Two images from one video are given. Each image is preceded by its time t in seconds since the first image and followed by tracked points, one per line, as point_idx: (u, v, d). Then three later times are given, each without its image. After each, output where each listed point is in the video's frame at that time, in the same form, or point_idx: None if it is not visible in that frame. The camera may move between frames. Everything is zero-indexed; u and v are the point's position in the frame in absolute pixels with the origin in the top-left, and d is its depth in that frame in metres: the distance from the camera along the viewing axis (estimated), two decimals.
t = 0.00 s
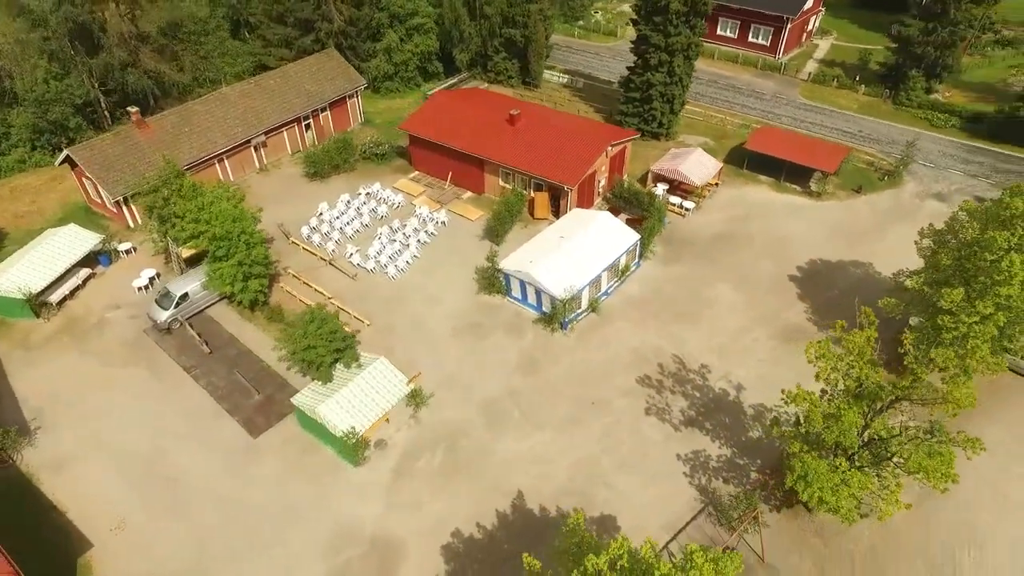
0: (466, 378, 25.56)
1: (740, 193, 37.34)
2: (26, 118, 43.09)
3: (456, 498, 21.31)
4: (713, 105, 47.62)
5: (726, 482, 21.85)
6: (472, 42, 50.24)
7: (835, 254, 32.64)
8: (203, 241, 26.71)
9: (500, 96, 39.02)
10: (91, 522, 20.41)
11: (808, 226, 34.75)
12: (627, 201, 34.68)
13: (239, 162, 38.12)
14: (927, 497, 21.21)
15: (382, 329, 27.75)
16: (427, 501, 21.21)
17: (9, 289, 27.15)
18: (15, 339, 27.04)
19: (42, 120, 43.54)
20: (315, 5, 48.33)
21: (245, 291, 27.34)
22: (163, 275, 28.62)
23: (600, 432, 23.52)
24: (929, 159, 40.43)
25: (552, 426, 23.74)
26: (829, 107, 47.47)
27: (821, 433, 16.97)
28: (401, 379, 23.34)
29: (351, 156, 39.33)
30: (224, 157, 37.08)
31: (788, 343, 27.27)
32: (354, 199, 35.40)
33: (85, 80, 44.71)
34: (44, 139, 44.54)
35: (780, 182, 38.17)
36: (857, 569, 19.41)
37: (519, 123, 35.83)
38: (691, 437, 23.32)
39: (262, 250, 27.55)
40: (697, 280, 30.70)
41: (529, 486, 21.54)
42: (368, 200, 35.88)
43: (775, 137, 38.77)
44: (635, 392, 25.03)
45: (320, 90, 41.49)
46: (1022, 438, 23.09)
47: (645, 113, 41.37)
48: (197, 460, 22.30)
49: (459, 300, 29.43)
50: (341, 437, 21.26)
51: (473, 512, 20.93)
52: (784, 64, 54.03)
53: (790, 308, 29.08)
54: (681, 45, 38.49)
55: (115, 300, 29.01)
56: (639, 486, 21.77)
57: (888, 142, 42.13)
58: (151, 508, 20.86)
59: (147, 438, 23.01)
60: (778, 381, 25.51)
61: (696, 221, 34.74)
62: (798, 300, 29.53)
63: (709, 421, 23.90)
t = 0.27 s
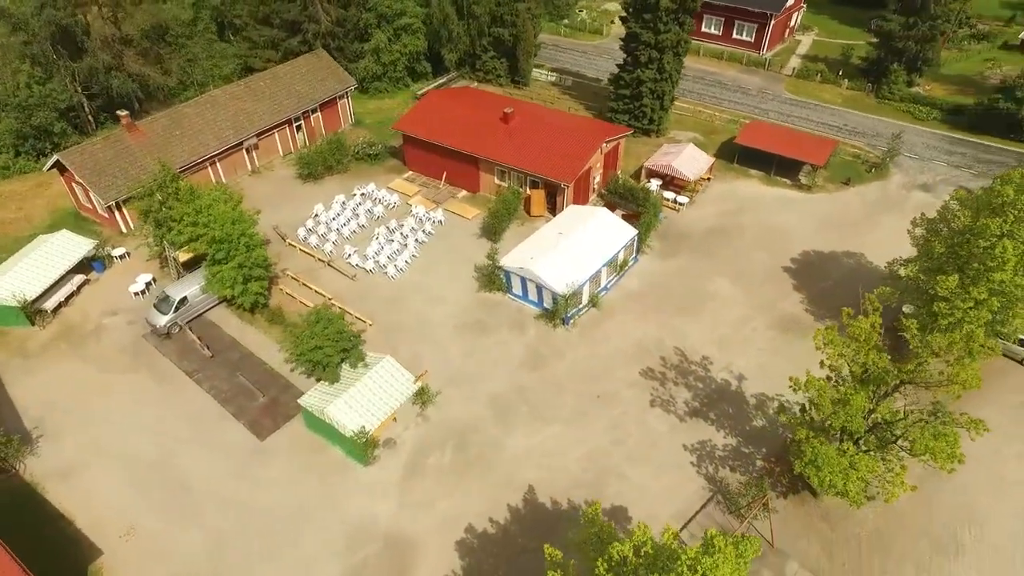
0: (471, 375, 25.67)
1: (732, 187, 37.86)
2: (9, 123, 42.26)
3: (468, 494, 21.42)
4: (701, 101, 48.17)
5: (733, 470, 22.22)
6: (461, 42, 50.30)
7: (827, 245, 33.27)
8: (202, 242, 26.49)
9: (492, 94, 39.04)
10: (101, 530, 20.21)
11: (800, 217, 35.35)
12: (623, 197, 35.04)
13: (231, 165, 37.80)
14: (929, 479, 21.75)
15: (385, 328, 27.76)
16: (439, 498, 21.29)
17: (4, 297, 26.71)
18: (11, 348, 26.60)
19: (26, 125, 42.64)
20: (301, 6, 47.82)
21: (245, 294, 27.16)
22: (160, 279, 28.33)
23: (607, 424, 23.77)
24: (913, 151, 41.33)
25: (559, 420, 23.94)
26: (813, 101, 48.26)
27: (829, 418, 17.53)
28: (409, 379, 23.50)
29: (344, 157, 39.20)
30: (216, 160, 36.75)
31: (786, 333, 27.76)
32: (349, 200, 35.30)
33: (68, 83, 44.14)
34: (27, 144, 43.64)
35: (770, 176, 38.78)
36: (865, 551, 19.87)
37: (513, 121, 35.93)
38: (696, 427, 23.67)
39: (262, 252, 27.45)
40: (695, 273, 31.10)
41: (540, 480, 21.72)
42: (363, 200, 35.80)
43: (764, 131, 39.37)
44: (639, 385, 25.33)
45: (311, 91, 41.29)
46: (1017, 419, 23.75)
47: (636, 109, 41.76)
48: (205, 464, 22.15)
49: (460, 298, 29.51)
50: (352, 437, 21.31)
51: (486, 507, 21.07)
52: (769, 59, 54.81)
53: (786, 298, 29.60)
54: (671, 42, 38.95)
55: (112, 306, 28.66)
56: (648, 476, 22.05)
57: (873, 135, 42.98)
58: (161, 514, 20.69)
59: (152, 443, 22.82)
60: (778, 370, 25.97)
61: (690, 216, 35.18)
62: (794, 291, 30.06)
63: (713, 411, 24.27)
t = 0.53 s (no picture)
0: (477, 372, 25.79)
1: (722, 181, 38.44)
2: None
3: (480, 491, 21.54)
4: (686, 98, 48.80)
5: (739, 457, 22.64)
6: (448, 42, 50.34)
7: (818, 235, 33.97)
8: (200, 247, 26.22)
9: (483, 94, 39.19)
10: (112, 539, 19.98)
11: (789, 210, 36.04)
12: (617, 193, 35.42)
13: (221, 169, 37.43)
14: (928, 461, 22.37)
15: (387, 329, 27.76)
16: (452, 495, 21.38)
17: None
18: (5, 359, 26.10)
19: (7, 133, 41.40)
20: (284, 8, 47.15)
21: (245, 297, 27.03)
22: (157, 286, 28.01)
23: (613, 417, 24.05)
24: (895, 143, 42.33)
25: (566, 414, 24.17)
26: (796, 96, 49.16)
27: (837, 402, 18.15)
28: (416, 377, 23.53)
29: (335, 159, 39.04)
30: (206, 165, 36.36)
31: (783, 323, 28.32)
32: (344, 202, 35.16)
33: (48, 90, 43.26)
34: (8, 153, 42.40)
35: (758, 169, 39.47)
36: (871, 532, 20.37)
37: (506, 120, 36.10)
38: (701, 417, 24.06)
39: (261, 257, 27.49)
40: (691, 267, 31.57)
41: (551, 474, 21.91)
42: (357, 202, 35.69)
43: (751, 125, 40.04)
44: (643, 377, 25.66)
45: (300, 94, 41.06)
46: (1008, 400, 24.52)
47: (625, 106, 42.19)
48: (214, 470, 21.98)
49: (461, 297, 29.59)
50: (363, 437, 21.30)
51: (499, 503, 21.21)
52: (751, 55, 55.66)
53: (781, 289, 30.18)
54: (658, 39, 39.41)
55: (107, 314, 28.25)
56: (657, 467, 22.37)
57: (855, 128, 43.93)
58: (172, 521, 20.51)
59: (158, 451, 22.58)
60: (778, 359, 26.49)
61: (683, 210, 35.66)
62: (788, 281, 30.66)
63: (717, 400, 24.69)
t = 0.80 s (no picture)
0: (485, 370, 25.94)
1: (715, 176, 38.99)
2: None
3: (496, 486, 21.70)
4: (675, 95, 49.35)
5: (747, 446, 23.08)
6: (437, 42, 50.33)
7: (811, 227, 34.63)
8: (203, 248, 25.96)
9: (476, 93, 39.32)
10: (127, 547, 19.81)
11: (782, 203, 36.69)
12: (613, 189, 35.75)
13: (215, 173, 37.12)
14: (930, 444, 23.00)
15: (393, 329, 27.79)
16: (468, 492, 21.52)
17: None
18: (5, 370, 25.68)
19: None
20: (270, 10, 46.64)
21: (248, 301, 26.90)
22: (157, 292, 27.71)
23: (623, 410, 24.36)
24: (880, 136, 43.25)
25: (576, 409, 24.42)
26: (782, 91, 49.97)
27: (846, 388, 18.64)
28: (427, 376, 23.63)
29: (330, 161, 38.89)
30: (200, 169, 36.03)
31: (783, 314, 28.87)
32: (341, 203, 35.03)
33: (31, 96, 42.31)
34: None
35: (750, 164, 40.09)
36: (879, 514, 20.91)
37: (501, 119, 36.25)
38: (708, 408, 24.46)
39: (263, 259, 27.43)
40: (690, 261, 32.01)
41: (565, 468, 22.15)
42: (355, 204, 35.58)
43: (741, 121, 40.61)
44: (649, 370, 26.01)
45: (292, 96, 40.84)
46: (1003, 383, 25.26)
47: (617, 104, 42.57)
48: (227, 474, 21.87)
49: (464, 296, 29.70)
50: (377, 437, 21.35)
51: (515, 498, 21.39)
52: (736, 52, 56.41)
53: (779, 280, 30.75)
54: (649, 37, 39.83)
55: (107, 321, 27.91)
56: (668, 458, 22.71)
57: (842, 122, 44.79)
58: (188, 527, 20.39)
59: (169, 457, 22.43)
60: (779, 349, 27.01)
61: (679, 205, 36.12)
62: (785, 273, 31.24)
63: (723, 391, 25.10)
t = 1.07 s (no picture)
0: (495, 367, 26.06)
1: (715, 173, 39.33)
2: None
3: (511, 482, 21.84)
4: (672, 93, 49.67)
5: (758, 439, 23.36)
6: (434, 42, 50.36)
7: (811, 223, 35.04)
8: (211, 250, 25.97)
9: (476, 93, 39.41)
10: (145, 549, 19.76)
11: (782, 199, 37.07)
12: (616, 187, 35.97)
13: (216, 174, 36.98)
14: (936, 433, 23.39)
15: (402, 328, 27.84)
16: (484, 488, 21.64)
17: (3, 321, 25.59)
18: (12, 374, 25.49)
19: None
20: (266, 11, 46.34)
21: (256, 302, 26.80)
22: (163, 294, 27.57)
23: (634, 405, 24.57)
24: (875, 132, 43.79)
25: (588, 405, 24.60)
26: (777, 89, 50.44)
27: (858, 378, 19.00)
28: (439, 373, 23.72)
29: (331, 162, 38.83)
30: (202, 171, 35.89)
31: (787, 308, 29.20)
32: (344, 204, 34.98)
33: (26, 98, 41.93)
34: None
35: (749, 161, 40.46)
36: (890, 503, 21.24)
37: (503, 118, 36.37)
38: (718, 401, 24.72)
39: (271, 260, 27.31)
40: (693, 257, 32.29)
41: (579, 463, 22.32)
42: (358, 204, 35.54)
43: (739, 117, 40.98)
44: (658, 366, 26.24)
45: (292, 97, 40.75)
46: (1006, 373, 25.71)
47: (616, 102, 42.81)
48: (242, 475, 21.86)
49: (471, 294, 29.81)
50: (393, 435, 21.45)
51: (531, 493, 21.53)
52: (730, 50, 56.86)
53: (782, 275, 31.09)
54: (647, 35, 40.09)
55: (114, 324, 27.76)
56: (680, 451, 22.94)
57: (837, 119, 45.31)
58: (205, 528, 20.37)
59: (183, 459, 22.37)
60: (785, 343, 27.33)
61: (680, 202, 36.40)
62: (788, 268, 31.59)
63: (732, 385, 25.38)
